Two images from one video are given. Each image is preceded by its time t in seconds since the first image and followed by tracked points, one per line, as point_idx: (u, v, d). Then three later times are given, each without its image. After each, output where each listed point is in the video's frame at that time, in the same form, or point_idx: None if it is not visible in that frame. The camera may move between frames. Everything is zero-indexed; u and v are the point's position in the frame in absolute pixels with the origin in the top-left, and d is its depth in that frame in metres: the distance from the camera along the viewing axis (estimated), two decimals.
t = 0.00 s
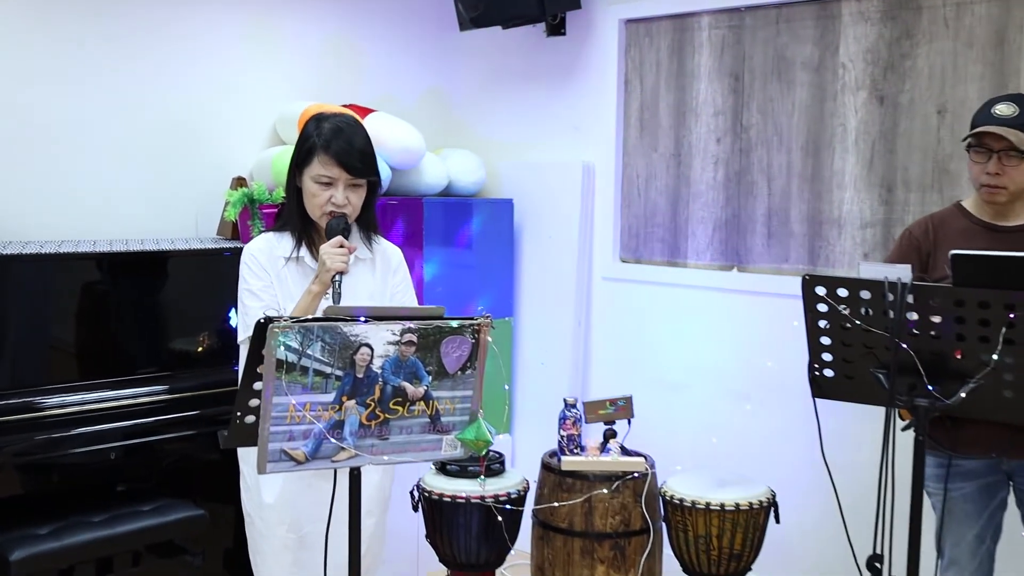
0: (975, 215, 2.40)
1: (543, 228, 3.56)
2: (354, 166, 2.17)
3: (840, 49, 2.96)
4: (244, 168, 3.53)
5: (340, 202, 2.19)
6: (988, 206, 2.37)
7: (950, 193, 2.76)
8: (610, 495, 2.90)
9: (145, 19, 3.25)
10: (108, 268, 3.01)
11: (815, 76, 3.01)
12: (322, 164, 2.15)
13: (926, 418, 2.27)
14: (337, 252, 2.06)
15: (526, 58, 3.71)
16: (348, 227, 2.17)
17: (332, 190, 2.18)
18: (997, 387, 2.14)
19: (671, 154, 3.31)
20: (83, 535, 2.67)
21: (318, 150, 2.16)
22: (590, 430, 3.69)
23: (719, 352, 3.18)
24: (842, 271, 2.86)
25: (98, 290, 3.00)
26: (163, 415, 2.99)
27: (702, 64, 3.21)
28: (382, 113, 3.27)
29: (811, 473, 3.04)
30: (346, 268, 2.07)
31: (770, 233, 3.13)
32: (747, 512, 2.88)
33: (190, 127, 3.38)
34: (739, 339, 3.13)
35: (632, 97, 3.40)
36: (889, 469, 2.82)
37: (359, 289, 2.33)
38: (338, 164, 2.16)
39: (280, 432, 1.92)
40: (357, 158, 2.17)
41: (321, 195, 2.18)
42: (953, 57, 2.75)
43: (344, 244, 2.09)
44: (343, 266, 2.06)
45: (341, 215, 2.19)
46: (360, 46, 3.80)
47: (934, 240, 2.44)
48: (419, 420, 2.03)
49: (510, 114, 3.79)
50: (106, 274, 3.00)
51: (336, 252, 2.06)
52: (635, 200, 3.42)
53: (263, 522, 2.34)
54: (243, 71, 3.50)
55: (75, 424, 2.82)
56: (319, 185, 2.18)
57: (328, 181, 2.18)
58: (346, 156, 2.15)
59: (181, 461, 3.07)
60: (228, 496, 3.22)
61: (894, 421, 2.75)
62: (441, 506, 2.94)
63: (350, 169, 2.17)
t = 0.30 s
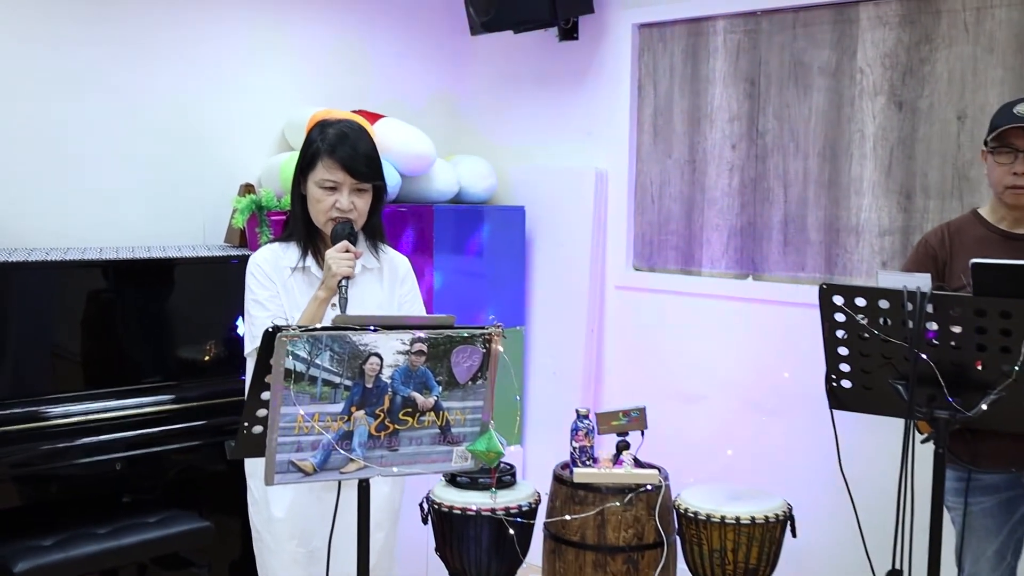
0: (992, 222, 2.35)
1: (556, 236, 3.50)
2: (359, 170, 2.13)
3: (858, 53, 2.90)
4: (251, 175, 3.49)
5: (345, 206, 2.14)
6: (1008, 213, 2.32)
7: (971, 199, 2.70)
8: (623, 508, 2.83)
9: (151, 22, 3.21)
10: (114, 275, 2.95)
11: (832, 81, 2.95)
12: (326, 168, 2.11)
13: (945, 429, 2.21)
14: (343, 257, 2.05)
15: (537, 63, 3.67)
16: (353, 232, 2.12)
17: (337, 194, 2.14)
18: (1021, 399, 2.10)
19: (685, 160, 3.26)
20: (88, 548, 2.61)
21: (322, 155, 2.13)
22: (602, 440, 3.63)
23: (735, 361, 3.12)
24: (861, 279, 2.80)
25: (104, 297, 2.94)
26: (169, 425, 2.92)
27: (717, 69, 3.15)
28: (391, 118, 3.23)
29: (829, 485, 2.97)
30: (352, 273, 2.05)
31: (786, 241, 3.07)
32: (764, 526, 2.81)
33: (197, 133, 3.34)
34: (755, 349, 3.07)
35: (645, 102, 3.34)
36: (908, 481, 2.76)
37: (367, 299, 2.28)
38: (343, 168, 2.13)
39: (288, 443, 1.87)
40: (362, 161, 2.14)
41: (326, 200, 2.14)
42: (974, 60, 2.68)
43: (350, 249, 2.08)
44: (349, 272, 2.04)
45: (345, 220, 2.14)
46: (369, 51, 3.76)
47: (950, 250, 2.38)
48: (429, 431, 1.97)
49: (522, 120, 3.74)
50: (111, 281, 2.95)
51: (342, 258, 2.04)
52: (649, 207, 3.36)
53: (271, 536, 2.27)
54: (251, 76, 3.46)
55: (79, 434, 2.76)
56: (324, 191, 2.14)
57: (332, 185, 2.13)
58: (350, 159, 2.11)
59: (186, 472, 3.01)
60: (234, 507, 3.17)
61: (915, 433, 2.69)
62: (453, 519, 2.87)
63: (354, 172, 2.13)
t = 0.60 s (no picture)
0: (999, 225, 2.34)
1: (564, 240, 3.48)
2: (364, 167, 2.13)
3: (868, 57, 2.87)
4: (256, 178, 3.47)
5: (352, 205, 2.13)
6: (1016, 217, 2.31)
7: (983, 203, 2.68)
8: (632, 514, 2.81)
9: (157, 25, 3.21)
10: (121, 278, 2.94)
11: (843, 84, 2.93)
12: (331, 167, 2.11)
13: (956, 435, 2.20)
14: (353, 253, 2.03)
15: (545, 66, 3.65)
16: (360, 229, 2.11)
17: (343, 193, 2.13)
18: None
19: (694, 164, 3.23)
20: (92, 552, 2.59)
21: (327, 155, 2.13)
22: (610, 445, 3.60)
23: (744, 366, 3.09)
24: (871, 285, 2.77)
25: (110, 300, 2.93)
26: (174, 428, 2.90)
27: (726, 72, 3.13)
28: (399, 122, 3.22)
29: (839, 491, 2.94)
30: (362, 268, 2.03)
31: (796, 245, 3.04)
32: (774, 532, 2.77)
33: (203, 136, 3.34)
34: (764, 353, 3.04)
35: (654, 105, 3.32)
36: (920, 488, 2.73)
37: (375, 303, 2.25)
38: (348, 166, 2.12)
39: (295, 447, 1.85)
40: (366, 159, 2.13)
41: (332, 200, 2.13)
42: (986, 64, 2.66)
43: (359, 245, 2.04)
44: (359, 267, 2.03)
45: (353, 219, 2.13)
46: (376, 54, 3.74)
47: (959, 256, 2.37)
48: (436, 435, 1.95)
49: (529, 123, 3.72)
50: (118, 285, 2.94)
51: (352, 253, 2.02)
52: (657, 211, 3.34)
53: (284, 542, 2.26)
54: (257, 80, 3.44)
55: (84, 438, 2.75)
56: (329, 191, 2.13)
57: (337, 185, 2.13)
58: (354, 156, 2.11)
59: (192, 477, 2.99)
60: (241, 512, 3.15)
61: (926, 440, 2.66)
62: (460, 523, 2.86)
63: (359, 170, 2.13)
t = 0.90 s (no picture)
0: None
1: (585, 242, 3.34)
2: (370, 148, 2.01)
3: (905, 50, 2.70)
4: (265, 177, 3.36)
5: (360, 188, 2.01)
6: None
7: None
8: (655, 531, 2.64)
9: (159, 20, 3.11)
10: (120, 282, 2.80)
11: (877, 79, 2.76)
12: (335, 150, 2.00)
13: (999, 450, 2.08)
14: (364, 237, 1.92)
15: (566, 62, 3.51)
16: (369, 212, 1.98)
17: (350, 177, 2.01)
18: None
19: (721, 163, 3.08)
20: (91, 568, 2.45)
21: (331, 139, 2.02)
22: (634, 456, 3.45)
23: (772, 376, 2.94)
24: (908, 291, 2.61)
25: (109, 306, 2.79)
26: (176, 439, 2.76)
27: (755, 66, 2.98)
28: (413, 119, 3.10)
29: (873, 509, 2.78)
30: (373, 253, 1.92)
31: (829, 249, 2.88)
32: (804, 550, 2.59)
33: (208, 135, 3.23)
34: (794, 362, 2.89)
35: (679, 102, 3.18)
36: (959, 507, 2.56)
37: (387, 303, 2.12)
38: (352, 147, 2.00)
39: (301, 459, 1.71)
40: (370, 140, 2.01)
41: (338, 185, 2.01)
42: None
43: (370, 229, 1.94)
44: (370, 251, 1.91)
45: (361, 203, 2.00)
46: (390, 50, 3.62)
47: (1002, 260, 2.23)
48: (450, 448, 1.81)
49: (549, 121, 3.58)
50: (118, 289, 2.80)
51: (362, 237, 1.92)
52: (682, 212, 3.19)
53: (298, 552, 2.13)
54: (265, 76, 3.33)
55: (82, 449, 2.61)
56: (335, 176, 2.01)
57: (343, 169, 2.01)
58: (358, 136, 1.99)
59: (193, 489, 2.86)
60: (246, 526, 3.01)
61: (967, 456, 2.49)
62: (474, 540, 2.65)
63: (364, 150, 2.01)
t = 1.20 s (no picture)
0: None
1: (608, 244, 3.23)
2: (373, 131, 1.91)
3: (944, 43, 2.57)
4: (277, 177, 3.26)
5: (364, 174, 1.90)
6: None
7: None
8: (681, 546, 2.49)
9: (166, 17, 3.02)
10: (126, 286, 2.69)
11: (913, 74, 2.63)
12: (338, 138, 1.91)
13: None
14: (369, 222, 1.85)
15: (588, 58, 3.40)
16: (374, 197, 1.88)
17: (353, 164, 1.91)
18: None
19: (750, 162, 2.96)
20: None
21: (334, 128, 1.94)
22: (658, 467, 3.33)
23: (804, 384, 2.82)
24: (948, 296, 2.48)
25: (115, 310, 2.69)
26: (184, 449, 2.65)
27: (787, 61, 2.86)
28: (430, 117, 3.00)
29: (909, 525, 2.65)
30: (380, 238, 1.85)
31: (864, 252, 2.75)
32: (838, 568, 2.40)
33: (218, 134, 3.14)
34: (826, 370, 2.77)
35: (706, 99, 3.06)
36: (1000, 525, 2.43)
37: (400, 305, 2.02)
38: (353, 132, 1.91)
39: (313, 469, 1.61)
40: (371, 123, 1.92)
41: (343, 173, 1.91)
42: None
43: (377, 214, 1.86)
44: (376, 235, 1.84)
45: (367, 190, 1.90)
46: (406, 46, 3.52)
47: None
48: (469, 458, 1.70)
49: (571, 119, 3.47)
50: (123, 294, 2.69)
51: (368, 221, 1.85)
52: (710, 213, 3.07)
53: (304, 558, 2.02)
54: (276, 73, 3.24)
55: (88, 458, 2.51)
56: (340, 166, 1.93)
57: (348, 157, 1.92)
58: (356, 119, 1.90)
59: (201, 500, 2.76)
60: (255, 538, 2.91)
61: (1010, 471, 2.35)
62: (492, 554, 2.41)
63: (365, 134, 1.91)
